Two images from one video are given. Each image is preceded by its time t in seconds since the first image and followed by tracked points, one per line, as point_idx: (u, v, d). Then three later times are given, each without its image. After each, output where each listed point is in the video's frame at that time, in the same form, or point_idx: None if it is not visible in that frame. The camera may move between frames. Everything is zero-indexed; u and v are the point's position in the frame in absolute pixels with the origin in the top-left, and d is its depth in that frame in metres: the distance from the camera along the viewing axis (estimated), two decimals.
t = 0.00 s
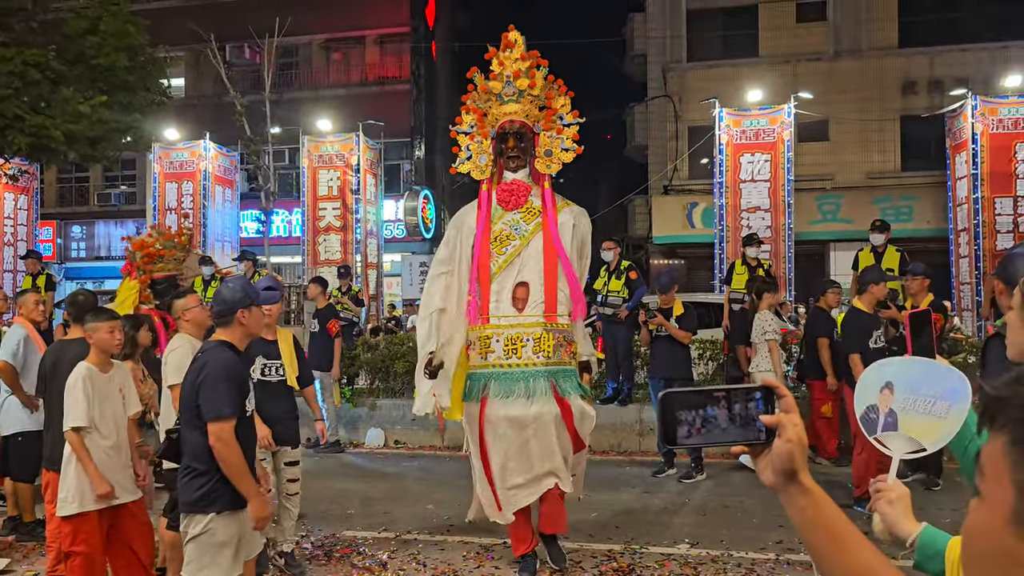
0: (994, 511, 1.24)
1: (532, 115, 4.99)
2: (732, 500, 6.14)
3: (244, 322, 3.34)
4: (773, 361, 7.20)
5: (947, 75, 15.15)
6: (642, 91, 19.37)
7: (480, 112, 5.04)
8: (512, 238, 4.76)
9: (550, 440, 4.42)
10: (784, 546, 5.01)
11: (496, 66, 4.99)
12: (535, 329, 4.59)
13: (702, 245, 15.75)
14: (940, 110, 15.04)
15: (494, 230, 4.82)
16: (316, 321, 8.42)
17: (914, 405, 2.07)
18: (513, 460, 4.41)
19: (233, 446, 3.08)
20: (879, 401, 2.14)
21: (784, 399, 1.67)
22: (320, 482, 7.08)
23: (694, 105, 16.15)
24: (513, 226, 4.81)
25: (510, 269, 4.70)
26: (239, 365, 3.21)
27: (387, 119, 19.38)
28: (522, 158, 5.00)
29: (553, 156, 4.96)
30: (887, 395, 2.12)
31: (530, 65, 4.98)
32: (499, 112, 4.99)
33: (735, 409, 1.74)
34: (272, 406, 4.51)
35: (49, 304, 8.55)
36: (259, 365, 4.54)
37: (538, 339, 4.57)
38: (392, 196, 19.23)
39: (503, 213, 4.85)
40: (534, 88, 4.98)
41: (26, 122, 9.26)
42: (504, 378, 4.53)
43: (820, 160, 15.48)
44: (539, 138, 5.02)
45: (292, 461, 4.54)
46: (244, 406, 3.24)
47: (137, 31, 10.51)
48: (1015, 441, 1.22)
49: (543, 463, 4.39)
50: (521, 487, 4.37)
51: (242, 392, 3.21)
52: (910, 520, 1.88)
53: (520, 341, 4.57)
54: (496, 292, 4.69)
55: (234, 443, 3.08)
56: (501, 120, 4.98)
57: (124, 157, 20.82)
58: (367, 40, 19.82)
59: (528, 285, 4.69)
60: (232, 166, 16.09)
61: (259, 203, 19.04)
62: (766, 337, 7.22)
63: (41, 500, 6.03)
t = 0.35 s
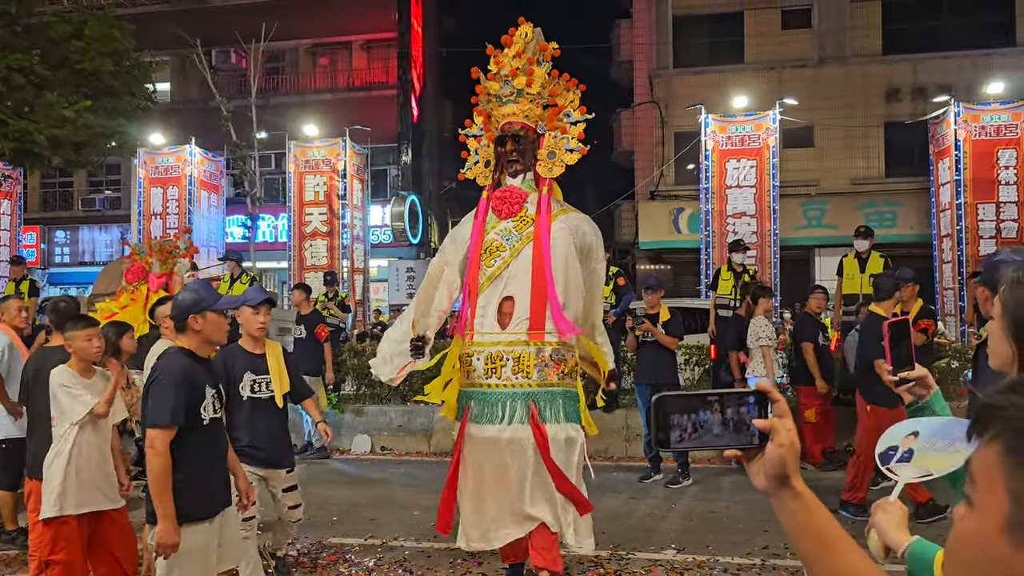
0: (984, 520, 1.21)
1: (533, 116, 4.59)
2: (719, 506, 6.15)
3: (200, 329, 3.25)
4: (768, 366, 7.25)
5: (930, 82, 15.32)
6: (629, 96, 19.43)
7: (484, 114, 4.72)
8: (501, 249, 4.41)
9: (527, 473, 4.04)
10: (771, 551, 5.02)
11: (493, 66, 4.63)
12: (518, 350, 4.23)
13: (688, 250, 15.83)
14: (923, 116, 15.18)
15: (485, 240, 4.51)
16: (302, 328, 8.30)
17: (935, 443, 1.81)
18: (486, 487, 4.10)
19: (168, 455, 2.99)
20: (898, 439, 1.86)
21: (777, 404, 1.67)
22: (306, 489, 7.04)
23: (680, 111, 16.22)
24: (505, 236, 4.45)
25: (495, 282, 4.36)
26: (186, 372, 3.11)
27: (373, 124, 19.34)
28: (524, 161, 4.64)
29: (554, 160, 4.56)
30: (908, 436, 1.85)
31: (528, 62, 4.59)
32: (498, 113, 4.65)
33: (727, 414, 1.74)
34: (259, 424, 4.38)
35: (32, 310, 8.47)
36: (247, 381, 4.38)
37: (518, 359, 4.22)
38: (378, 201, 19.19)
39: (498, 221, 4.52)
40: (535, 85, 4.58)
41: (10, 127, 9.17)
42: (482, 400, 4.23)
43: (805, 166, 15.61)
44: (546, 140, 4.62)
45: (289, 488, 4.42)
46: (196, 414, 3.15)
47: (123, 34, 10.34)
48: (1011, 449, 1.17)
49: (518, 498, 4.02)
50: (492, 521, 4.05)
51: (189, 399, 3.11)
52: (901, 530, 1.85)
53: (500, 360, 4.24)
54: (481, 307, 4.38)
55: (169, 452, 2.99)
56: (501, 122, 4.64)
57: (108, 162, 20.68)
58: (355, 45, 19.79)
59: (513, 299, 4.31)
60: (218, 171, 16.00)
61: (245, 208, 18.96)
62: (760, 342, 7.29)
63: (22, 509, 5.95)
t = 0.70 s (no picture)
0: (955, 547, 1.24)
1: (543, 106, 3.97)
2: (711, 509, 6.16)
3: (182, 337, 3.24)
4: (760, 369, 7.26)
5: (920, 86, 15.41)
6: (621, 99, 19.45)
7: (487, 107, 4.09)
8: (509, 249, 3.79)
9: (536, 495, 3.45)
10: (762, 554, 5.03)
11: (498, 53, 4.02)
12: (531, 361, 3.60)
13: (680, 253, 15.85)
14: (913, 120, 15.27)
15: (492, 240, 3.88)
16: (295, 332, 8.23)
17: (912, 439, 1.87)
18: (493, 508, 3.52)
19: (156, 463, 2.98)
20: (882, 434, 1.95)
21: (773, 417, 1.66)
22: (298, 494, 7.01)
23: (672, 114, 16.26)
24: (513, 235, 3.83)
25: (503, 285, 3.74)
26: (164, 381, 3.10)
27: (366, 127, 19.32)
28: (532, 155, 4.02)
29: (566, 153, 3.92)
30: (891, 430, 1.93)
31: (539, 47, 3.98)
32: (504, 104, 4.02)
33: (722, 423, 1.72)
34: (252, 426, 4.38)
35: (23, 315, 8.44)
36: (239, 387, 4.39)
37: (531, 369, 3.59)
38: (370, 205, 19.14)
39: (504, 219, 3.90)
40: (546, 74, 3.96)
41: None
42: (488, 415, 3.61)
43: (796, 169, 15.67)
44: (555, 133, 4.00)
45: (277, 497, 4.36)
46: (177, 422, 3.13)
47: (114, 38, 10.25)
48: (971, 476, 1.20)
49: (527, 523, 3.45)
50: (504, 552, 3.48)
51: (169, 409, 3.09)
52: (887, 533, 1.85)
53: (510, 370, 3.62)
54: (488, 313, 3.75)
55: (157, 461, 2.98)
56: (508, 114, 4.00)
57: (98, 165, 20.56)
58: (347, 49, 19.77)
59: (525, 304, 3.69)
60: (209, 175, 15.95)
61: (237, 212, 18.87)
62: (752, 346, 7.31)
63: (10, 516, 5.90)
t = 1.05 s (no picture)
0: (945, 545, 1.25)
1: (548, 90, 3.94)
2: (709, 512, 6.16)
3: (153, 347, 3.01)
4: (756, 371, 7.27)
5: (917, 89, 15.44)
6: (619, 102, 19.46)
7: (481, 82, 3.97)
8: (522, 239, 3.77)
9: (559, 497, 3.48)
10: (760, 557, 5.02)
11: (505, 26, 3.92)
12: (550, 356, 3.60)
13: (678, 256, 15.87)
14: (910, 123, 15.30)
15: (499, 229, 3.83)
16: (293, 336, 8.25)
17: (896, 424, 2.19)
18: (506, 538, 3.44)
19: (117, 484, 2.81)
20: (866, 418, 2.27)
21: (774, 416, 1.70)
22: (295, 498, 6.99)
23: (670, 117, 16.27)
24: (522, 224, 3.81)
25: (517, 277, 3.73)
26: (122, 396, 2.90)
27: (364, 131, 19.33)
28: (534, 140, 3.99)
29: (570, 140, 3.92)
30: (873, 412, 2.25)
31: (549, 27, 3.92)
32: (506, 84, 3.92)
33: (720, 424, 1.73)
34: (255, 432, 4.35)
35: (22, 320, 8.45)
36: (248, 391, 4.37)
37: (553, 365, 3.60)
38: (368, 209, 19.17)
39: (512, 206, 3.86)
40: (557, 57, 3.92)
41: None
42: (509, 414, 3.55)
43: (794, 172, 15.69)
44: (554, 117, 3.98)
45: (275, 510, 4.35)
46: (139, 440, 2.92)
47: (112, 43, 10.24)
48: (957, 474, 1.20)
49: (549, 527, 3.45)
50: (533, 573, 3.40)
51: (127, 427, 2.89)
52: (880, 534, 1.91)
53: (530, 366, 3.59)
54: (502, 306, 3.71)
55: (116, 482, 2.80)
56: (510, 94, 3.93)
57: (96, 170, 20.54)
58: (344, 53, 19.79)
59: (540, 297, 3.70)
60: (207, 179, 15.94)
61: (235, 216, 18.87)
62: (747, 348, 7.31)
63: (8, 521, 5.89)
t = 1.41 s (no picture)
0: (928, 548, 1.14)
1: (531, 100, 3.61)
2: (708, 517, 6.11)
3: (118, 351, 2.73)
4: (752, 376, 7.21)
5: (919, 92, 15.42)
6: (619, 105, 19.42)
7: (461, 87, 3.62)
8: (508, 253, 3.44)
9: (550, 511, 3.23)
10: (761, 564, 4.96)
11: (491, 28, 3.58)
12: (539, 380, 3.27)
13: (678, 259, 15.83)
14: (911, 126, 15.27)
15: (483, 242, 3.48)
16: (292, 340, 8.14)
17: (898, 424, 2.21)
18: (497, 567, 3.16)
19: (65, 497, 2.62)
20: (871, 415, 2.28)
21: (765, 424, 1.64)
22: (291, 504, 6.92)
23: (670, 120, 16.23)
24: (507, 237, 3.48)
25: (502, 295, 3.40)
26: (71, 404, 2.71)
27: (363, 134, 19.24)
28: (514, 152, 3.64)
29: (552, 155, 3.63)
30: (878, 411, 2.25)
31: (535, 35, 3.63)
32: (489, 90, 3.58)
33: (711, 432, 1.64)
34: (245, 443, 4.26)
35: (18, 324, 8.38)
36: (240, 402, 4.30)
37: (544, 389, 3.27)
38: (367, 212, 19.12)
39: (497, 219, 3.50)
40: (543, 66, 3.61)
41: None
42: (498, 440, 3.24)
43: (794, 175, 15.64)
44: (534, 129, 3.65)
45: (266, 524, 4.26)
46: (89, 452, 2.69)
47: (110, 47, 10.17)
48: (942, 478, 1.12)
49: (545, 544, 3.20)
50: None
51: (79, 435, 2.68)
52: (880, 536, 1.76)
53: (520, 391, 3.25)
54: (487, 326, 3.36)
55: (58, 494, 2.61)
56: (493, 101, 3.58)
57: (94, 174, 20.47)
58: (344, 56, 19.74)
59: (528, 316, 3.38)
60: (206, 183, 15.87)
61: (234, 220, 18.82)
62: (744, 352, 7.25)
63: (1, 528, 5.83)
